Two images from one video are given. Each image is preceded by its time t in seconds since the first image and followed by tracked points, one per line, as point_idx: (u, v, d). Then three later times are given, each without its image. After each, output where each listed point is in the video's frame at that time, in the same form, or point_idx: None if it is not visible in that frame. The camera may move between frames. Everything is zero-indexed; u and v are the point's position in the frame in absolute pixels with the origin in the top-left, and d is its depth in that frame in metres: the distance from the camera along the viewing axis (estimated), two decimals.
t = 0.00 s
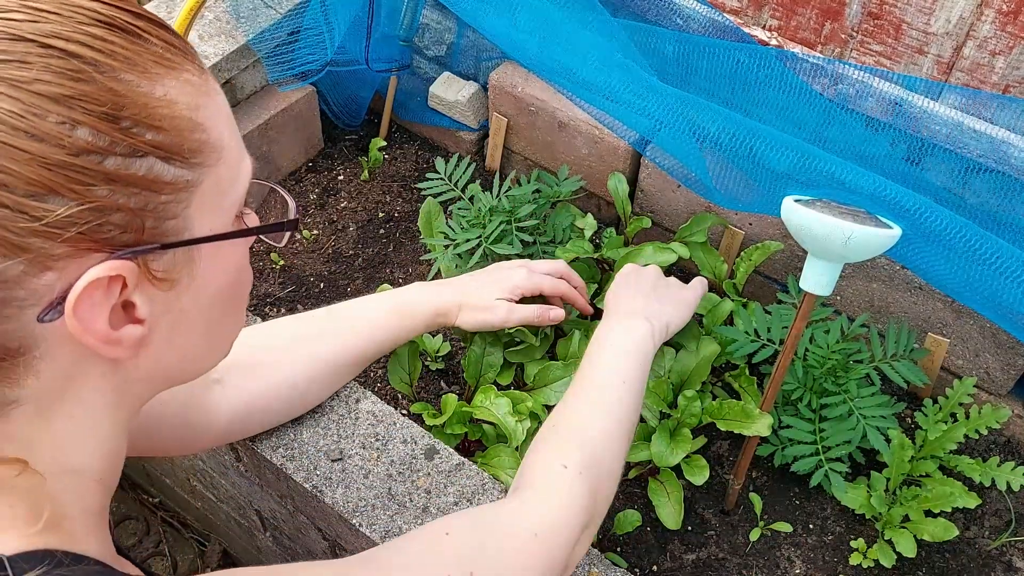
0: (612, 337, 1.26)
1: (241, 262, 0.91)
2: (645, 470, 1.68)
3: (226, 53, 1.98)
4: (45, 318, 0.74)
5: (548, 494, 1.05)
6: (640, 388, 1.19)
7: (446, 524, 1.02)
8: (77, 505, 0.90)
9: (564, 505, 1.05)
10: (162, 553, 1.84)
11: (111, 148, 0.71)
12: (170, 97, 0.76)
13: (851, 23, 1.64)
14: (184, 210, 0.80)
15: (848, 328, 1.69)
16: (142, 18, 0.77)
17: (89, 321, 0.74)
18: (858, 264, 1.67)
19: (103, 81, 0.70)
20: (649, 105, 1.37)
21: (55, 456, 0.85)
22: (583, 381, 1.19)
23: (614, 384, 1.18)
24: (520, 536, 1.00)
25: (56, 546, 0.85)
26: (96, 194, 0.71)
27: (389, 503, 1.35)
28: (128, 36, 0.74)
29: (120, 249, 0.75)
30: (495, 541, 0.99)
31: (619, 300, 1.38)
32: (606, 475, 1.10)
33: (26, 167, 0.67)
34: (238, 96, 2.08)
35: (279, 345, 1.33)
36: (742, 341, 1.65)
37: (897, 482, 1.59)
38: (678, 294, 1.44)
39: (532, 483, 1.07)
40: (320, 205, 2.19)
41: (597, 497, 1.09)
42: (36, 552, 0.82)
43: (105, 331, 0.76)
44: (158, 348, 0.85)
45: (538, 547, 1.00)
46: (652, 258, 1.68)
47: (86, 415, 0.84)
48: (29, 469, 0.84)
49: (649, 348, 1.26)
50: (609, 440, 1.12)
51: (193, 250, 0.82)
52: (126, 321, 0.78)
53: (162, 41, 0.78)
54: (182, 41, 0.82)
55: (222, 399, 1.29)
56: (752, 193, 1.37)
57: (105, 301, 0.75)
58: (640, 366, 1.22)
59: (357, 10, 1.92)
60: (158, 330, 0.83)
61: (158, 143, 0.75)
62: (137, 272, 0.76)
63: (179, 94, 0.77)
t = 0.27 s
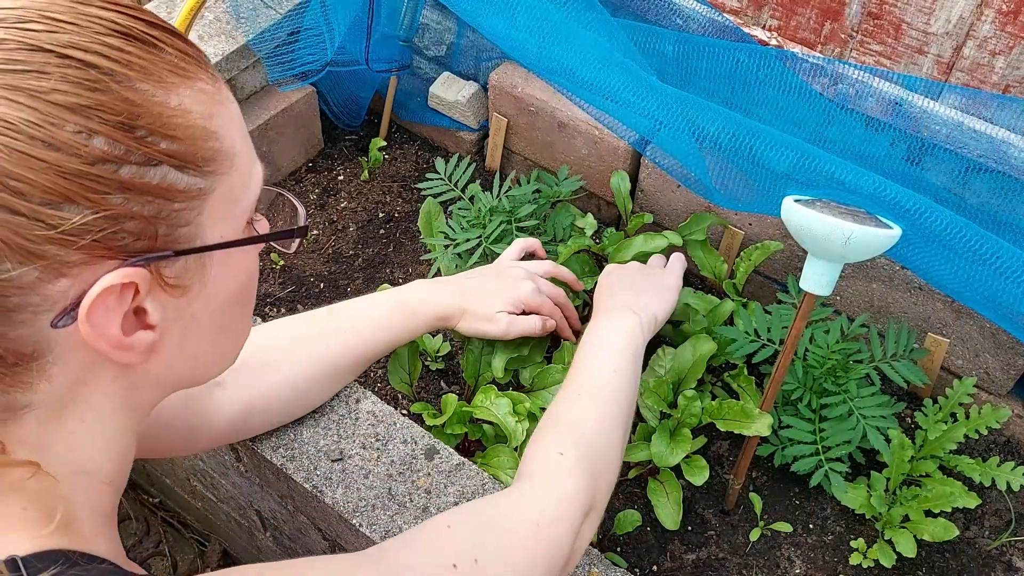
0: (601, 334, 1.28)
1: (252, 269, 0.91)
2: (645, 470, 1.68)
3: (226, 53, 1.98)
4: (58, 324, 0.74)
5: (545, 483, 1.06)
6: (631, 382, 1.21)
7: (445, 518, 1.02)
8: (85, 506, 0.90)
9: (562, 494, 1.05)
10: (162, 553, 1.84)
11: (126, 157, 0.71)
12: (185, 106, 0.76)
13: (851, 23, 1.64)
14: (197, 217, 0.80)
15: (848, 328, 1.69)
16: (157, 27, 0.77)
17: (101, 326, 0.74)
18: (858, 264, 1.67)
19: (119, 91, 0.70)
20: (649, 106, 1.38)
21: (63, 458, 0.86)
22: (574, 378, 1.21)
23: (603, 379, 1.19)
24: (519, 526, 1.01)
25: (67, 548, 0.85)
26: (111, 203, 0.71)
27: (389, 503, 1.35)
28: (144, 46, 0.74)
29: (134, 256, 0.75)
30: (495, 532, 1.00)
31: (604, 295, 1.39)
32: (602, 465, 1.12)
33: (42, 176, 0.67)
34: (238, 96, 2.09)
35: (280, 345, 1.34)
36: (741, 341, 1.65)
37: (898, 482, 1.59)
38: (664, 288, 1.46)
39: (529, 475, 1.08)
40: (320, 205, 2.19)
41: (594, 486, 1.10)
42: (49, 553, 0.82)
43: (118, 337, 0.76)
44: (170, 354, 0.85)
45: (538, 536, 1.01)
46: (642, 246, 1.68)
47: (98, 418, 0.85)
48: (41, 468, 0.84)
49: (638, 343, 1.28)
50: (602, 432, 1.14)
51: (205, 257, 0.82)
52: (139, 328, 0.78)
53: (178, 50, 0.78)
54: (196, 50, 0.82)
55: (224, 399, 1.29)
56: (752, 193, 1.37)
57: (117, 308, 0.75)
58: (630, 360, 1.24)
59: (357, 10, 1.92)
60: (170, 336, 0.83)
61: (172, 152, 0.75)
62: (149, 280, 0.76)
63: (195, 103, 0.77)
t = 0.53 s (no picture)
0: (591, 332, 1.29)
1: (251, 271, 0.91)
2: (645, 470, 1.68)
3: (226, 53, 1.99)
4: (57, 329, 0.74)
5: (539, 472, 1.06)
6: (622, 377, 1.22)
7: (439, 510, 1.01)
8: (86, 507, 0.90)
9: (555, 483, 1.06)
10: (162, 553, 1.84)
11: (124, 163, 0.71)
12: (182, 111, 0.76)
13: (851, 23, 1.64)
14: (195, 221, 0.80)
15: (848, 328, 1.69)
16: (155, 31, 0.77)
17: (100, 331, 0.75)
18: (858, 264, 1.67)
19: (116, 97, 0.70)
20: (649, 106, 1.38)
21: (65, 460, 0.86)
22: (566, 376, 1.22)
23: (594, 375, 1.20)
24: (514, 514, 1.01)
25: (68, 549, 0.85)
26: (109, 209, 0.71)
27: (389, 503, 1.35)
28: (141, 51, 0.74)
29: (132, 262, 0.75)
30: (491, 520, 0.99)
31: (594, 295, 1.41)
32: (595, 455, 1.12)
33: (41, 184, 0.67)
34: (237, 96, 2.09)
35: (281, 345, 1.34)
36: (741, 341, 1.65)
37: (898, 482, 1.59)
38: (651, 289, 1.48)
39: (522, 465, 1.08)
40: (320, 205, 2.19)
41: (587, 475, 1.10)
42: (53, 551, 0.82)
43: (116, 342, 0.76)
44: (169, 358, 0.85)
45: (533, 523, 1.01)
46: (641, 247, 1.67)
47: (96, 422, 0.85)
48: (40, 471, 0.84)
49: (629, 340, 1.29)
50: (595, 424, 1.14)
51: (203, 261, 0.82)
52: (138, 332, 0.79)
53: (175, 55, 0.78)
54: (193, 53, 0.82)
55: (223, 400, 1.29)
56: (752, 193, 1.37)
57: (116, 313, 0.75)
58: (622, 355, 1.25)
59: (357, 10, 1.93)
60: (168, 341, 0.83)
61: (170, 157, 0.75)
62: (147, 285, 0.76)
63: (192, 108, 0.77)
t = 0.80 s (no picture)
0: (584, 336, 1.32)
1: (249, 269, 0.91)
2: (645, 470, 1.68)
3: (226, 53, 1.99)
4: (55, 331, 0.74)
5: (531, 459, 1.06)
6: (615, 375, 1.23)
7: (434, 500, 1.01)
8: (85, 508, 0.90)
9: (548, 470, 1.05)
10: (162, 553, 1.84)
11: (120, 166, 0.71)
12: (178, 113, 0.76)
13: (851, 23, 1.64)
14: (192, 222, 0.80)
15: (848, 328, 1.69)
16: (149, 32, 0.77)
17: (97, 333, 0.74)
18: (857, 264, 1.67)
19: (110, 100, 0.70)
20: (649, 106, 1.38)
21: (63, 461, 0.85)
22: (560, 375, 1.23)
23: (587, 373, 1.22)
24: (506, 498, 1.00)
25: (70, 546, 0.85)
26: (106, 212, 0.71)
27: (389, 502, 1.35)
28: (135, 52, 0.74)
29: (129, 264, 0.75)
30: (483, 505, 0.99)
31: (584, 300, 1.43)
32: (588, 444, 1.12)
33: (36, 189, 0.67)
34: (237, 95, 2.09)
35: (281, 346, 1.33)
36: (741, 341, 1.65)
37: (898, 482, 1.59)
38: (639, 288, 1.51)
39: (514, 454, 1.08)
40: (320, 205, 2.19)
41: (580, 459, 1.10)
42: (64, 543, 0.83)
43: (113, 344, 0.76)
44: (167, 358, 0.85)
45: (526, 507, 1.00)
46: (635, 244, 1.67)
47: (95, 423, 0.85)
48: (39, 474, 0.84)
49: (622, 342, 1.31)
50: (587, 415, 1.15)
51: (200, 261, 0.82)
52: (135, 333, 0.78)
53: (170, 55, 0.78)
54: (188, 52, 0.81)
55: (223, 399, 1.29)
56: (752, 193, 1.37)
57: (114, 314, 0.75)
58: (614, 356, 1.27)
59: (357, 10, 1.93)
60: (166, 341, 0.83)
61: (166, 159, 0.74)
62: (145, 286, 0.76)
63: (188, 109, 0.77)
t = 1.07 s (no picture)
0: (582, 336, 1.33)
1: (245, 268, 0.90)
2: (645, 470, 1.68)
3: (226, 53, 1.99)
4: (54, 331, 0.74)
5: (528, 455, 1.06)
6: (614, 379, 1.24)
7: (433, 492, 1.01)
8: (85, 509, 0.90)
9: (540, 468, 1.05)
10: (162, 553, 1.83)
11: (119, 165, 0.71)
12: (177, 112, 0.76)
13: (851, 23, 1.64)
14: (191, 221, 0.80)
15: (848, 328, 1.69)
16: (147, 30, 0.76)
17: (96, 333, 0.74)
18: (857, 264, 1.67)
19: (109, 101, 0.70)
20: (649, 106, 1.38)
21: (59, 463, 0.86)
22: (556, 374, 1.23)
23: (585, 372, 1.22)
24: (505, 491, 1.00)
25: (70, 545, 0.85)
26: (105, 212, 0.71)
27: (389, 503, 1.35)
28: (133, 51, 0.74)
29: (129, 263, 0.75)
30: (481, 496, 0.99)
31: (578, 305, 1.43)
32: (584, 437, 1.12)
33: (36, 190, 0.67)
34: (237, 95, 2.09)
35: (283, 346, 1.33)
36: (741, 341, 1.65)
37: (897, 482, 1.59)
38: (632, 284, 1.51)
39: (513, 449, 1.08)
40: (320, 205, 2.19)
41: (575, 450, 1.10)
42: (65, 536, 0.83)
43: (112, 343, 0.76)
44: (165, 356, 0.85)
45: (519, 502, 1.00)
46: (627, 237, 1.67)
47: (93, 421, 0.85)
48: (39, 471, 0.84)
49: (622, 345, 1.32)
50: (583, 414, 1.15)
51: (198, 260, 0.82)
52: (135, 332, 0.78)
53: (168, 53, 0.78)
54: (185, 49, 0.81)
55: (223, 398, 1.29)
56: (751, 193, 1.37)
57: (113, 314, 0.75)
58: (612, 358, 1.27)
59: (357, 9, 1.93)
60: (163, 340, 0.83)
61: (164, 158, 0.75)
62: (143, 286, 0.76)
63: (186, 108, 0.77)
